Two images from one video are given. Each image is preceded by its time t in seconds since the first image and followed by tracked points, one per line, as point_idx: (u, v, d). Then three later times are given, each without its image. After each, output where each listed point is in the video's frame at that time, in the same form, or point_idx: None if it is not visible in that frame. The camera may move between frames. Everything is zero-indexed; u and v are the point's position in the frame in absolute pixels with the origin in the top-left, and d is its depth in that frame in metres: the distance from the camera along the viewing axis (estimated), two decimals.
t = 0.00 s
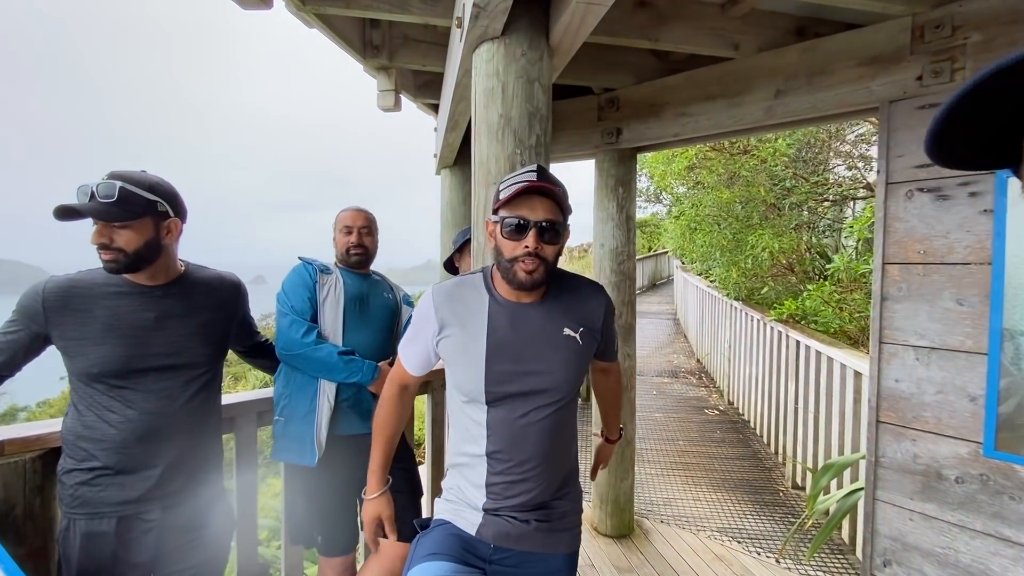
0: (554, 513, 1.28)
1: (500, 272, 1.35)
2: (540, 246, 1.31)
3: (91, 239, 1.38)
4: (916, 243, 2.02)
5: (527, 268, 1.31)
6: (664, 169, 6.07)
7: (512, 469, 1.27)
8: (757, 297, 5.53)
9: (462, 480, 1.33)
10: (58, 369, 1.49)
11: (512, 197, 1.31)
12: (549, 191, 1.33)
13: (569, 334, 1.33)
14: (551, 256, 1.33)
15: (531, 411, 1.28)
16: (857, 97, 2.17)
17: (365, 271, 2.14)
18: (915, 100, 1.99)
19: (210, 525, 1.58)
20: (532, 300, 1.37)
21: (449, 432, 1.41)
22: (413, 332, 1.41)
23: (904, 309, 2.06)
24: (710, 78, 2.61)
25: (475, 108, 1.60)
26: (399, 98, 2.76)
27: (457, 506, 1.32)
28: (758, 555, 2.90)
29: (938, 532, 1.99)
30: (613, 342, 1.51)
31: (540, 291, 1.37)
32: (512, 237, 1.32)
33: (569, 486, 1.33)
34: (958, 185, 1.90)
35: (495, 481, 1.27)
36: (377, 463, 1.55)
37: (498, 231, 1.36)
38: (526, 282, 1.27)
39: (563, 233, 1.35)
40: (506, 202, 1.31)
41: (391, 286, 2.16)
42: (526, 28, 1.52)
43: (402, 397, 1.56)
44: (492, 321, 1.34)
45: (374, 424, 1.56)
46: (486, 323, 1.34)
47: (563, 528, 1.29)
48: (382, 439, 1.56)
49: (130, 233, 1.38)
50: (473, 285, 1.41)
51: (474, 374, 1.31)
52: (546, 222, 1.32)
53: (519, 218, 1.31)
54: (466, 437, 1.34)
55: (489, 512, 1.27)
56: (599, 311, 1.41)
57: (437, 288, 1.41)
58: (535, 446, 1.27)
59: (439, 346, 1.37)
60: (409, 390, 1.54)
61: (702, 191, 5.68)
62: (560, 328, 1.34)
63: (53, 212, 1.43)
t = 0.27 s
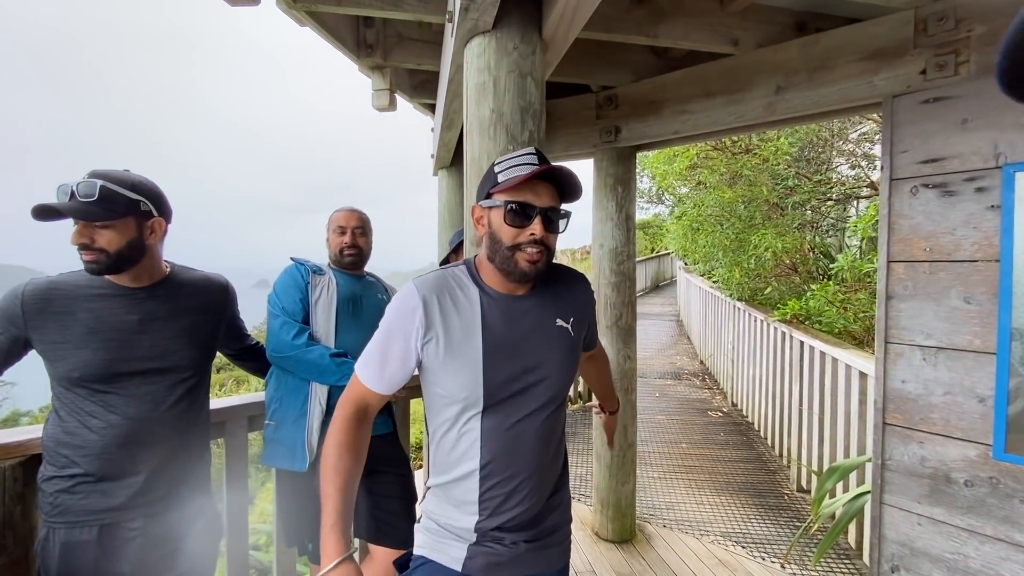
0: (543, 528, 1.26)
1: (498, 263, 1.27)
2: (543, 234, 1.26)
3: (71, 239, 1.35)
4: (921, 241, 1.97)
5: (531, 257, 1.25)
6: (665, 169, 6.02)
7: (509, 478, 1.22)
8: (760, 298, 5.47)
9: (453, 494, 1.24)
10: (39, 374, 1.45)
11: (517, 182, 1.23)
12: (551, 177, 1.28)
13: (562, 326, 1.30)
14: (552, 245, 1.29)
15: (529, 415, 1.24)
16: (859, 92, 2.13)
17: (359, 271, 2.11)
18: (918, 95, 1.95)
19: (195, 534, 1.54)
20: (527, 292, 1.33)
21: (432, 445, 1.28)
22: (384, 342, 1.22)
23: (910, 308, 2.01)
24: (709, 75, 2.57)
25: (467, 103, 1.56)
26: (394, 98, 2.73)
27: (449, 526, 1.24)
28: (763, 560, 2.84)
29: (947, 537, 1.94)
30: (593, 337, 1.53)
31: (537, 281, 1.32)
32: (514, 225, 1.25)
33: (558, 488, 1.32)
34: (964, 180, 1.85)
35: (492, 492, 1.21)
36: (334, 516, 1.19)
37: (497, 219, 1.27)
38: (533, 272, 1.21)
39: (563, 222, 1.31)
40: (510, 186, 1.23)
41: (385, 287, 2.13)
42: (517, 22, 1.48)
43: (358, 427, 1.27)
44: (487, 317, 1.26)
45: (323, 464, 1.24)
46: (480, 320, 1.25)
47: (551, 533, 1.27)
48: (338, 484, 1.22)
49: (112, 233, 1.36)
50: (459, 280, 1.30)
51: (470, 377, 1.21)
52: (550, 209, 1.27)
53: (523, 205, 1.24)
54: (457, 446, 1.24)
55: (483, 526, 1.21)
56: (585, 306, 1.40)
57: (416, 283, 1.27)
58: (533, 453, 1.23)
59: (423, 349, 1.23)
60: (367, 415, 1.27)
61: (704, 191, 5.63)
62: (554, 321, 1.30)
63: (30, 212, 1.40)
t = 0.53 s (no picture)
0: (521, 544, 1.20)
1: (472, 233, 1.24)
2: (518, 202, 1.22)
3: (52, 236, 1.33)
4: (924, 235, 1.91)
5: (504, 225, 1.21)
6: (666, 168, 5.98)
7: (490, 474, 1.15)
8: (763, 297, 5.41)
9: (429, 493, 1.15)
10: (21, 376, 1.43)
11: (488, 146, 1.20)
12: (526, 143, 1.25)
13: (544, 307, 1.28)
14: (528, 215, 1.25)
15: (513, 405, 1.18)
16: (859, 84, 2.08)
17: (351, 271, 2.08)
18: (920, 86, 1.90)
19: (179, 538, 1.50)
20: (504, 266, 1.29)
21: (403, 440, 1.18)
22: (355, 321, 1.12)
23: (914, 303, 1.96)
24: (707, 69, 2.53)
25: (455, 97, 1.53)
26: (388, 97, 2.70)
27: (420, 536, 1.15)
28: (767, 564, 2.78)
29: (955, 539, 1.88)
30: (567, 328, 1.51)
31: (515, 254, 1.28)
32: (486, 192, 1.21)
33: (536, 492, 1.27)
34: (967, 171, 1.80)
35: (471, 492, 1.14)
36: (317, 523, 1.08)
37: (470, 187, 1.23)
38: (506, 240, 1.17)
39: (541, 190, 1.27)
40: (481, 151, 1.20)
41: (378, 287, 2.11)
42: (506, 13, 1.45)
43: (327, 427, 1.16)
44: (469, 297, 1.20)
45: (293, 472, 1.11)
46: (463, 300, 1.19)
47: (527, 544, 1.22)
48: (314, 491, 1.11)
49: (93, 230, 1.34)
50: (436, 258, 1.24)
51: (452, 360, 1.14)
52: (524, 175, 1.23)
53: (495, 171, 1.21)
54: (439, 445, 1.15)
55: (466, 534, 1.14)
56: (562, 292, 1.38)
57: (390, 258, 1.19)
58: (515, 448, 1.18)
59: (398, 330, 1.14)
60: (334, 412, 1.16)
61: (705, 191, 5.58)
62: (535, 301, 1.27)
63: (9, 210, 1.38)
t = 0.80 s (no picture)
0: (488, 548, 1.18)
1: (428, 221, 1.22)
2: (476, 190, 1.20)
3: (36, 237, 1.33)
4: (925, 231, 1.87)
5: (461, 213, 1.19)
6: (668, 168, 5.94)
7: (448, 479, 1.12)
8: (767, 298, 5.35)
9: (383, 498, 1.13)
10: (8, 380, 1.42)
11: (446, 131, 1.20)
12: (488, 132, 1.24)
13: (504, 301, 1.24)
14: (487, 204, 1.23)
15: (470, 406, 1.14)
16: (857, 78, 2.05)
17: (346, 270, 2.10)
18: (919, 79, 1.87)
19: (168, 542, 1.48)
20: (461, 258, 1.26)
21: (356, 445, 1.16)
22: (299, 323, 1.11)
23: (916, 301, 1.91)
24: (703, 66, 2.50)
25: (442, 94, 1.52)
26: (383, 98, 2.69)
27: (377, 542, 1.13)
28: (770, 568, 2.73)
29: (961, 543, 1.83)
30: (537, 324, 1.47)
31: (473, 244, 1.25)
32: (443, 179, 1.20)
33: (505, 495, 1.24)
34: (969, 165, 1.76)
35: (428, 497, 1.11)
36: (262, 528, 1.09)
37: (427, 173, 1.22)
38: (461, 228, 1.15)
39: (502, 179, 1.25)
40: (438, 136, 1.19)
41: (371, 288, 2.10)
42: (492, 8, 1.44)
43: (278, 429, 1.15)
44: (419, 294, 1.17)
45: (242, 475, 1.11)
46: (412, 297, 1.16)
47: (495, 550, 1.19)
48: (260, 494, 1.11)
49: (78, 231, 1.34)
50: (386, 254, 1.21)
51: (400, 359, 1.12)
52: (483, 162, 1.21)
53: (453, 157, 1.20)
54: (393, 449, 1.13)
55: (425, 539, 1.12)
56: (526, 286, 1.33)
57: (334, 255, 1.17)
58: (474, 451, 1.14)
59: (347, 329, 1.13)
60: (287, 415, 1.15)
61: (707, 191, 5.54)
62: (494, 296, 1.24)
63: None
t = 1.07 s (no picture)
0: (468, 544, 1.20)
1: (390, 221, 1.20)
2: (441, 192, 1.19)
3: (30, 244, 1.34)
4: (927, 231, 1.84)
5: (424, 215, 1.18)
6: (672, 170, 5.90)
7: (416, 481, 1.15)
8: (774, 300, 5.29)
9: (357, 501, 1.17)
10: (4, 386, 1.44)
11: (412, 130, 1.17)
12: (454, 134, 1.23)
13: (467, 299, 1.22)
14: (451, 207, 1.22)
15: (433, 410, 1.16)
16: (856, 77, 2.02)
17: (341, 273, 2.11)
18: (919, 76, 1.84)
19: (162, 546, 1.47)
20: (421, 260, 1.25)
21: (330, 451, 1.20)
22: (257, 338, 1.13)
23: (918, 302, 1.87)
24: (702, 67, 2.48)
25: (432, 98, 1.52)
26: (381, 103, 2.70)
27: (355, 542, 1.17)
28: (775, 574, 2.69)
29: (968, 549, 1.79)
30: (515, 316, 1.40)
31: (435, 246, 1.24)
32: (408, 180, 1.18)
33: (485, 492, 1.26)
34: (971, 163, 1.73)
35: (398, 500, 1.14)
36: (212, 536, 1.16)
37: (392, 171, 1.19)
38: (425, 229, 1.14)
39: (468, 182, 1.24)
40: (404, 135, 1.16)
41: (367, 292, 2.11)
42: (481, 11, 1.44)
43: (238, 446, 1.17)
44: (375, 302, 1.16)
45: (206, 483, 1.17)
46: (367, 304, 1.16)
47: (476, 546, 1.21)
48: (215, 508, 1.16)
49: (71, 237, 1.35)
50: (343, 262, 1.20)
51: (357, 371, 1.13)
52: (449, 165, 1.20)
53: (418, 159, 1.18)
54: (359, 455, 1.15)
55: (399, 539, 1.15)
56: (495, 281, 1.31)
57: (289, 267, 1.15)
58: (442, 454, 1.16)
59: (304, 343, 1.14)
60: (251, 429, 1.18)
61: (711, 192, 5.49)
62: (457, 295, 1.23)
63: None
